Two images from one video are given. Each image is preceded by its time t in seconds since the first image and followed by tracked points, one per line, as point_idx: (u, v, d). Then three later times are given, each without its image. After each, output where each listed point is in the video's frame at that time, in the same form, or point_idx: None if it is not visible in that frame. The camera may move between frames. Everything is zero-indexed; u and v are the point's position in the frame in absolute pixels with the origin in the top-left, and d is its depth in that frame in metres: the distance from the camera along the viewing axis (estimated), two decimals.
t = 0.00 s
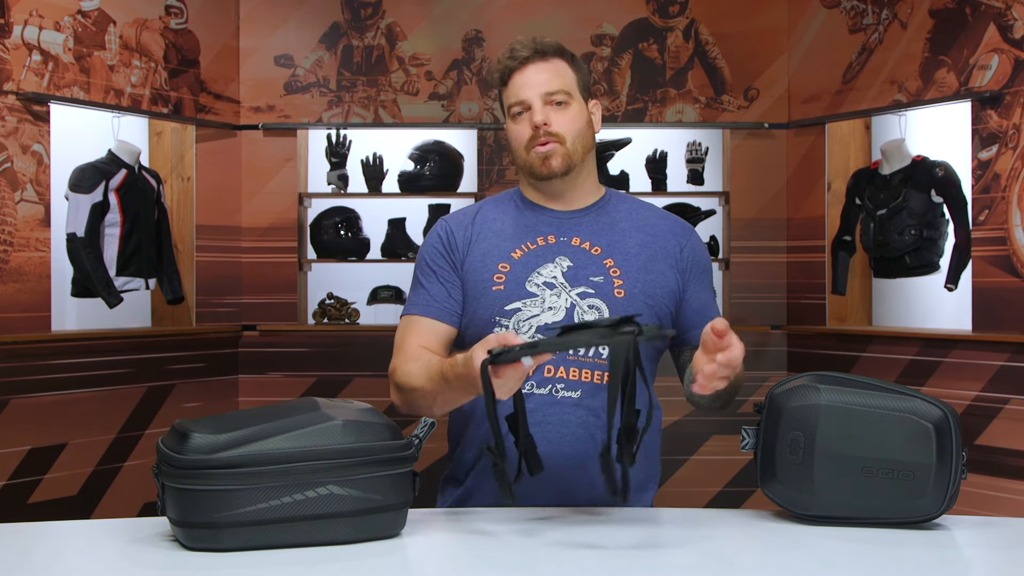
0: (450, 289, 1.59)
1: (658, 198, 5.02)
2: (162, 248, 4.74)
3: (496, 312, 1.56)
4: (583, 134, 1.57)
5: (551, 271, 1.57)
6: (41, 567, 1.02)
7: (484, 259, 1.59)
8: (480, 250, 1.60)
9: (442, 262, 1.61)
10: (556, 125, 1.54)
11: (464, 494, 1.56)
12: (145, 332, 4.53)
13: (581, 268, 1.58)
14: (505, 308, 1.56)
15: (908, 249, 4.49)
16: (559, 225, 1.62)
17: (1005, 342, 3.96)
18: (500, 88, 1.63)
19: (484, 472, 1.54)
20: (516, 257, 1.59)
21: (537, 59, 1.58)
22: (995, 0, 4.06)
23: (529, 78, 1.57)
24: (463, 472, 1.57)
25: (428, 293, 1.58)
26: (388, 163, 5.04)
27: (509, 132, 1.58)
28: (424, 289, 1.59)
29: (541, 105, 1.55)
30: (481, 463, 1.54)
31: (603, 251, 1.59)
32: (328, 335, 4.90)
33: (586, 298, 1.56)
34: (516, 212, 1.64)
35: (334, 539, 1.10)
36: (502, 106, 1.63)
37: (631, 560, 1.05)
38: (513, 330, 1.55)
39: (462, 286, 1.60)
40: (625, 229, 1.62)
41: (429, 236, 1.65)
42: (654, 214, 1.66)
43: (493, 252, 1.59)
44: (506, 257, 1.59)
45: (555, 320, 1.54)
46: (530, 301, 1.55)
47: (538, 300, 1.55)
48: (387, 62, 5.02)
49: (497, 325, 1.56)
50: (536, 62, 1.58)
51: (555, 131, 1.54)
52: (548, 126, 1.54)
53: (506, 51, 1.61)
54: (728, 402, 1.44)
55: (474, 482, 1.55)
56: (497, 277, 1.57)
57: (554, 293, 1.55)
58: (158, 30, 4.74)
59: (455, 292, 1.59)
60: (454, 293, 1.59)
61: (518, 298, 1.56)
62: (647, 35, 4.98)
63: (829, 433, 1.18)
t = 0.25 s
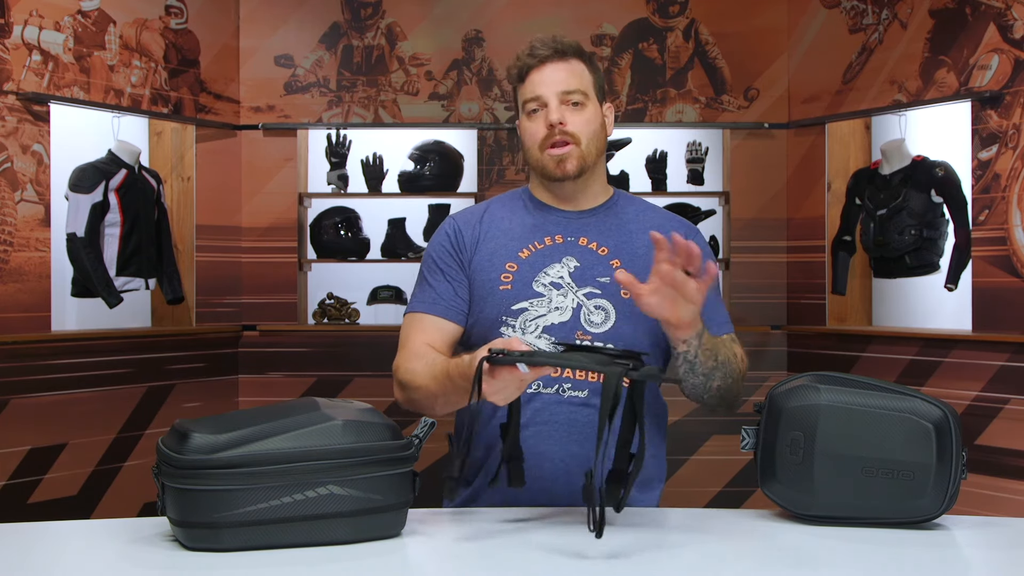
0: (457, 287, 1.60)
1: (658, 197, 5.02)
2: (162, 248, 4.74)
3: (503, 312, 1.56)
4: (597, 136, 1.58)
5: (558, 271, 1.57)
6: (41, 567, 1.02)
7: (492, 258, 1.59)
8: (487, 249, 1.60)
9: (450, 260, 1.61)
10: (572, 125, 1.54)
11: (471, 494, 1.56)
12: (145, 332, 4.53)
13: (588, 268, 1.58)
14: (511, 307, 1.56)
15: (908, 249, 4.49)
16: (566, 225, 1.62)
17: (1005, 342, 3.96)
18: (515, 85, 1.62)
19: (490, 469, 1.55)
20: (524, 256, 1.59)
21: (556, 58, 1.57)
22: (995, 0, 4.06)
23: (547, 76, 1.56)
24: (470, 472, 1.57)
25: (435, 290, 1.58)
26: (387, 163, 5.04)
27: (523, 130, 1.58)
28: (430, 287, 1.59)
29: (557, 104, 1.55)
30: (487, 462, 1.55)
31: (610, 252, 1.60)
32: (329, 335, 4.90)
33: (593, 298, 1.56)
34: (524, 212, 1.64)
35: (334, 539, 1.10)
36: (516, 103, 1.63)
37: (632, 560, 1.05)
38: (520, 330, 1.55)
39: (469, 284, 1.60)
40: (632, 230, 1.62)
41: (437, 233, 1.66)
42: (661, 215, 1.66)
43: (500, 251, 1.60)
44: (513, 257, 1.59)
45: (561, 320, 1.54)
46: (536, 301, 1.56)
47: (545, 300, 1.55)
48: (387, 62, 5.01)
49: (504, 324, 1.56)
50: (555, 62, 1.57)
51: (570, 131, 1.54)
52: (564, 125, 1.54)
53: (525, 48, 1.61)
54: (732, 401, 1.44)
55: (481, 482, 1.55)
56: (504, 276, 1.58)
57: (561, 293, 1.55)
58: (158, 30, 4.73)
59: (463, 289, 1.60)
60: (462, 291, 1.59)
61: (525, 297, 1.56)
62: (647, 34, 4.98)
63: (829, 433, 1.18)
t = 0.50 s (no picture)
0: (465, 290, 1.61)
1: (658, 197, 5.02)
2: (162, 248, 4.74)
3: (509, 312, 1.57)
4: (602, 132, 1.57)
5: (563, 269, 1.57)
6: (42, 567, 1.02)
7: (498, 259, 1.60)
8: (493, 249, 1.61)
9: (458, 263, 1.63)
10: (575, 122, 1.54)
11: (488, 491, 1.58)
12: (145, 332, 4.53)
13: (593, 265, 1.58)
14: (517, 307, 1.57)
15: (908, 249, 4.49)
16: (572, 222, 1.62)
17: (1005, 342, 3.96)
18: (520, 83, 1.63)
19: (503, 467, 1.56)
20: (528, 256, 1.59)
21: (560, 56, 1.58)
22: (995, 0, 4.06)
23: (551, 74, 1.57)
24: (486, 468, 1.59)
25: (445, 295, 1.61)
26: (387, 163, 5.04)
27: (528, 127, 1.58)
28: (441, 291, 1.61)
29: (561, 101, 1.55)
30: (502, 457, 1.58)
31: (615, 247, 1.59)
32: (329, 335, 4.90)
33: (598, 295, 1.56)
34: (531, 210, 1.64)
35: (334, 538, 1.10)
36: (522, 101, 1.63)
37: (631, 560, 1.05)
38: (526, 329, 1.56)
39: (476, 287, 1.61)
40: (639, 224, 1.61)
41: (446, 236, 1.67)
42: (671, 208, 1.65)
43: (506, 251, 1.60)
44: (518, 256, 1.59)
45: (566, 318, 1.56)
46: (541, 300, 1.56)
47: (549, 298, 1.56)
48: (387, 62, 5.01)
49: (510, 324, 1.57)
50: (558, 59, 1.58)
51: (574, 128, 1.54)
52: (567, 122, 1.54)
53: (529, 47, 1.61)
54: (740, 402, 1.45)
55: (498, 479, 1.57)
56: (509, 276, 1.58)
57: (565, 291, 1.56)
58: (158, 30, 4.73)
59: (471, 292, 1.61)
60: (469, 294, 1.61)
61: (530, 297, 1.57)
62: (647, 35, 4.98)
63: (828, 433, 1.18)
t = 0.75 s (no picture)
0: (479, 300, 1.64)
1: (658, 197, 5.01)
2: (162, 248, 4.74)
3: (518, 320, 1.58)
4: (607, 134, 1.57)
5: (570, 276, 1.57)
6: (42, 567, 1.02)
7: (507, 267, 1.61)
8: (503, 258, 1.63)
9: (471, 272, 1.66)
10: (579, 123, 1.55)
11: (504, 495, 1.65)
12: (145, 332, 4.53)
13: (601, 271, 1.57)
14: (525, 315, 1.58)
15: (908, 249, 4.49)
16: (583, 228, 1.62)
17: (1005, 342, 3.96)
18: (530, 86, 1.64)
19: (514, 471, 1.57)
20: (537, 263, 1.60)
21: (567, 58, 1.59)
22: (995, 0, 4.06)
23: (557, 75, 1.58)
24: (502, 472, 1.66)
25: (458, 305, 1.65)
26: (388, 163, 5.04)
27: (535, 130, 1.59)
28: (455, 302, 1.66)
29: (565, 103, 1.56)
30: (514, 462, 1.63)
31: (624, 252, 1.58)
32: (329, 335, 4.90)
33: (605, 301, 1.56)
34: (542, 217, 1.65)
35: (334, 538, 1.10)
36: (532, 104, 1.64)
37: (630, 560, 1.05)
38: (535, 337, 1.57)
39: (489, 295, 1.64)
40: (649, 228, 1.60)
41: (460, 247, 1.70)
42: (685, 210, 1.63)
43: (516, 259, 1.61)
44: (527, 264, 1.60)
45: (574, 325, 1.56)
46: (549, 307, 1.57)
47: (557, 306, 1.56)
48: (387, 62, 5.02)
49: (520, 332, 1.58)
50: (565, 62, 1.59)
51: (578, 129, 1.54)
52: (572, 124, 1.54)
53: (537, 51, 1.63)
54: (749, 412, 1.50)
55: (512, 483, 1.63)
56: (518, 284, 1.59)
57: (573, 298, 1.56)
58: (158, 30, 4.73)
59: (482, 302, 1.65)
60: (481, 304, 1.64)
61: (538, 304, 1.57)
62: (647, 35, 4.98)
63: (829, 433, 1.18)
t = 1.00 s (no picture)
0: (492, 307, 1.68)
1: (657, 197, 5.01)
2: (162, 248, 4.74)
3: (529, 329, 1.61)
4: (598, 150, 1.55)
5: (579, 285, 1.58)
6: (41, 567, 1.02)
7: (517, 276, 1.63)
8: (514, 266, 1.65)
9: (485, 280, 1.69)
10: (566, 146, 1.53)
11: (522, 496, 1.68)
12: (145, 332, 4.53)
13: (609, 280, 1.58)
14: (536, 325, 1.61)
15: (908, 249, 4.49)
16: (592, 234, 1.62)
17: (1005, 343, 3.97)
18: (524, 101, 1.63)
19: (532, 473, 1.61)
20: (546, 272, 1.61)
21: (552, 74, 1.56)
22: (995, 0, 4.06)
23: (542, 95, 1.55)
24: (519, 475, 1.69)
25: (475, 313, 1.70)
26: (388, 163, 5.03)
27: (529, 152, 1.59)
28: (472, 309, 1.70)
29: (551, 125, 1.54)
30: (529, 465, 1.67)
31: (633, 260, 1.58)
32: (329, 335, 4.90)
33: (614, 311, 1.57)
34: (553, 224, 1.66)
35: (334, 539, 1.10)
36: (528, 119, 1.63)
37: (628, 560, 1.05)
38: (546, 347, 1.60)
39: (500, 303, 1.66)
40: (659, 234, 1.60)
41: (472, 254, 1.73)
42: (696, 212, 1.62)
43: (525, 268, 1.63)
44: (536, 273, 1.62)
45: (583, 335, 1.58)
46: (559, 317, 1.59)
47: (566, 316, 1.58)
48: (387, 62, 5.02)
49: (531, 341, 1.62)
50: (549, 78, 1.56)
51: (565, 152, 1.53)
52: (558, 148, 1.53)
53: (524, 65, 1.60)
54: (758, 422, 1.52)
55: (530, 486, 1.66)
56: (528, 294, 1.61)
57: (582, 308, 1.57)
58: (158, 30, 4.73)
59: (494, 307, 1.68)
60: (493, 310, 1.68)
61: (548, 314, 1.60)
62: (647, 35, 4.98)
63: (828, 432, 1.18)
